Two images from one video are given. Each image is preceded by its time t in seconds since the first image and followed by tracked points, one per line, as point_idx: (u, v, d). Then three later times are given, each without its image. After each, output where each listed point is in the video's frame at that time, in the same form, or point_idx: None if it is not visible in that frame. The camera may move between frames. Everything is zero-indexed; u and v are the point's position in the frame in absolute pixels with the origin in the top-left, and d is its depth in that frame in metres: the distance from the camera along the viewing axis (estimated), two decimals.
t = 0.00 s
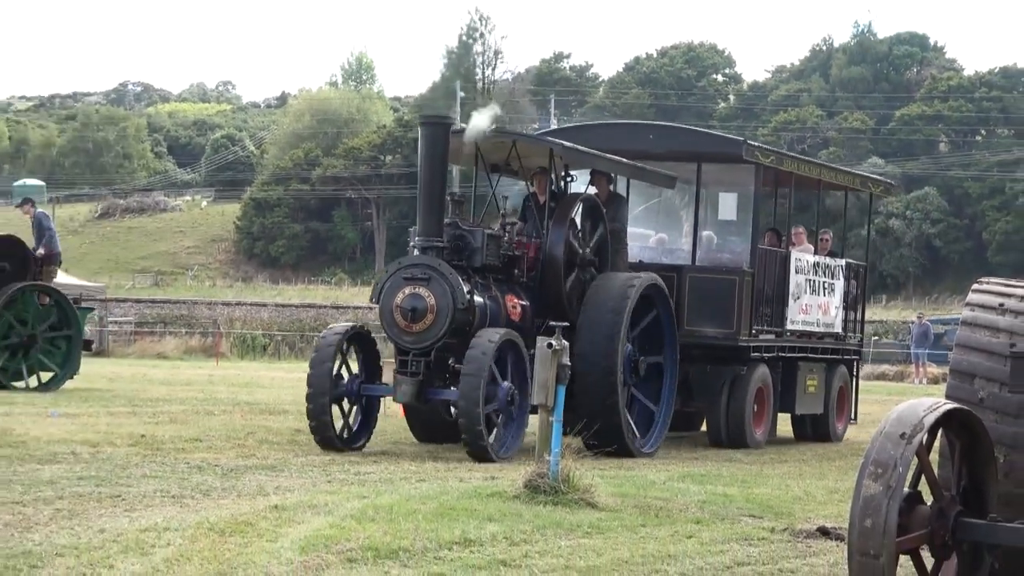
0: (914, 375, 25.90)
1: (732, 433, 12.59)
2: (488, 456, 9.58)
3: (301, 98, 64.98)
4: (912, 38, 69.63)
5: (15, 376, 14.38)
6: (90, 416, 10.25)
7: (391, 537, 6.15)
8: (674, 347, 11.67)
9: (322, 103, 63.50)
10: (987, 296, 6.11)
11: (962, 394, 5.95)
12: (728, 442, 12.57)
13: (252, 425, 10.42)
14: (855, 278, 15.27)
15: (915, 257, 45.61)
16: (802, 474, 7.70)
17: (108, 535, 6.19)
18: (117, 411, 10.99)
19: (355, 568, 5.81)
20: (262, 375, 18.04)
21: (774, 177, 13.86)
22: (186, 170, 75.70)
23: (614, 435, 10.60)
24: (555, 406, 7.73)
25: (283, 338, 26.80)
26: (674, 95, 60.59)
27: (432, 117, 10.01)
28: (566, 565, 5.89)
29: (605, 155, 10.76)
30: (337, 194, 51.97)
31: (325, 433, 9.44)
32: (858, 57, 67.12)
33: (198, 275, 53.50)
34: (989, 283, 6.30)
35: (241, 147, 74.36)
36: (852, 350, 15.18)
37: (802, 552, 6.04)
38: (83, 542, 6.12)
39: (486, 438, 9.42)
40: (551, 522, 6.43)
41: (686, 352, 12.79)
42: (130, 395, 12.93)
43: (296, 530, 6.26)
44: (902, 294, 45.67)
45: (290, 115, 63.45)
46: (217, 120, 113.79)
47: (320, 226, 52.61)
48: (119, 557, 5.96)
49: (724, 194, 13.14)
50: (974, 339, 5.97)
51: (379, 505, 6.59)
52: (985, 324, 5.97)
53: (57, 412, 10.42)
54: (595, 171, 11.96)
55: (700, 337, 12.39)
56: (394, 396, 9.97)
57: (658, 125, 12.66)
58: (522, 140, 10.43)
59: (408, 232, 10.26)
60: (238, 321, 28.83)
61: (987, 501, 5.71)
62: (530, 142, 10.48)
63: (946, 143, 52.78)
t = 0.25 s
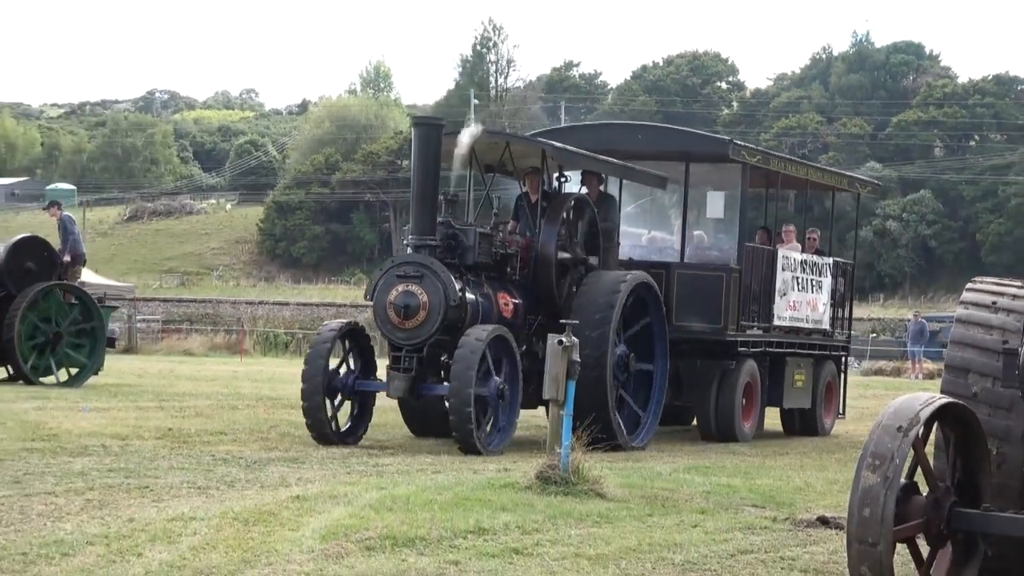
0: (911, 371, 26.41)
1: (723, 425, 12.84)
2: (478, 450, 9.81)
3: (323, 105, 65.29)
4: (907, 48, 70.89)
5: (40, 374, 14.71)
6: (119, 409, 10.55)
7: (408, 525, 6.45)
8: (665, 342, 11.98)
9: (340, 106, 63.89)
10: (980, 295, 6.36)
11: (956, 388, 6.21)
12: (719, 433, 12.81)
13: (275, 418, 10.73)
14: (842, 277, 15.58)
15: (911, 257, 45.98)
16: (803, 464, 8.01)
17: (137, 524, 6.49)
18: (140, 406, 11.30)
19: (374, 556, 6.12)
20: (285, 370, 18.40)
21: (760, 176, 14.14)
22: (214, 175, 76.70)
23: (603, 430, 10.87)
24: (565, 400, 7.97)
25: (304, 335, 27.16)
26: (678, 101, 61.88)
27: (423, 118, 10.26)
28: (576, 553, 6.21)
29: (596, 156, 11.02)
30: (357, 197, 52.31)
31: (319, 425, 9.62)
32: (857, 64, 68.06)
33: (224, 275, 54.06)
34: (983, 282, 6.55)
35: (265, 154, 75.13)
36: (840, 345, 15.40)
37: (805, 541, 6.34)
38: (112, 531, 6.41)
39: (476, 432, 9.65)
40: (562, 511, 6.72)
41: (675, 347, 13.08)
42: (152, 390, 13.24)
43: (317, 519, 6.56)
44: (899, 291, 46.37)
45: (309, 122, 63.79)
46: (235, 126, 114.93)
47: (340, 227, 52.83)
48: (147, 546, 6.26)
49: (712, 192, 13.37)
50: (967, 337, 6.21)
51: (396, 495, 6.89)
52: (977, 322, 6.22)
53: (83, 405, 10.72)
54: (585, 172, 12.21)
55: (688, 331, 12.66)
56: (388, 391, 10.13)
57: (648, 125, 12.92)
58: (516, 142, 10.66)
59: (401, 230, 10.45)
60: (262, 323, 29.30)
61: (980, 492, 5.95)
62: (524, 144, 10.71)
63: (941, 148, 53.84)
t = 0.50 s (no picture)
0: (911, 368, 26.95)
1: (710, 419, 13.12)
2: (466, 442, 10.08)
3: (346, 112, 65.86)
4: (904, 58, 71.96)
5: (72, 370, 15.41)
6: (148, 404, 10.92)
7: (426, 513, 6.82)
8: (654, 340, 12.23)
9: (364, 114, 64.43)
10: (972, 295, 6.66)
11: (950, 383, 6.49)
12: (707, 428, 13.09)
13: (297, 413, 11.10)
14: (828, 276, 16.01)
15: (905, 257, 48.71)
16: (802, 457, 8.39)
17: (168, 512, 6.86)
18: (164, 402, 11.67)
19: (394, 543, 6.48)
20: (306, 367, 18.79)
21: (748, 178, 14.44)
22: (239, 181, 77.72)
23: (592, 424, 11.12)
24: (575, 395, 8.28)
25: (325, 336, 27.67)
26: (684, 110, 64.16)
27: (416, 118, 10.52)
28: (587, 540, 6.59)
29: (586, 158, 11.30)
30: (377, 201, 52.78)
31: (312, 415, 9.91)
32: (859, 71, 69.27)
33: (253, 275, 54.75)
34: (974, 283, 6.85)
35: (291, 160, 76.02)
36: (826, 343, 15.76)
37: (804, 529, 6.72)
38: (143, 519, 6.78)
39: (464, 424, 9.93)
40: (573, 500, 7.09)
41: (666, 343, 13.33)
42: (176, 385, 13.64)
43: (340, 508, 6.92)
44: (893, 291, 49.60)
45: (334, 128, 64.33)
46: (257, 131, 116.26)
47: (361, 230, 53.28)
48: (178, 533, 6.62)
49: (700, 193, 13.62)
50: (961, 334, 6.52)
51: (415, 485, 7.26)
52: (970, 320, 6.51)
53: (110, 400, 11.10)
54: (576, 173, 12.53)
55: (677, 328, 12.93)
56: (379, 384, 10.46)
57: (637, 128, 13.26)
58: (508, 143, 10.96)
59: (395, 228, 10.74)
60: (287, 319, 29.85)
61: (972, 482, 6.24)
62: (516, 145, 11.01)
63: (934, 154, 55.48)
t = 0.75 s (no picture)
0: (912, 364, 27.26)
1: (702, 414, 13.35)
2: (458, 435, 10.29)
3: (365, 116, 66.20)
4: (903, 64, 72.47)
5: (100, 365, 16.16)
6: (174, 398, 11.22)
7: (442, 504, 7.09)
8: (645, 336, 12.46)
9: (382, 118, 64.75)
10: (968, 294, 6.94)
11: (948, 379, 6.77)
12: (699, 423, 13.33)
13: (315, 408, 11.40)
14: (818, 274, 16.28)
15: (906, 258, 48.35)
16: (805, 450, 8.68)
17: (194, 503, 7.14)
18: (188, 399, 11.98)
19: (411, 532, 6.75)
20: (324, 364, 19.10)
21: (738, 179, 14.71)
22: (262, 183, 78.21)
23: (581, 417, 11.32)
24: (586, 389, 8.52)
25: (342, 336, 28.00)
26: (691, 113, 63.54)
27: (408, 117, 10.82)
28: (597, 530, 6.87)
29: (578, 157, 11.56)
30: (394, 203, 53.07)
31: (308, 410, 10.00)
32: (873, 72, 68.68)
33: (275, 274, 55.11)
34: (971, 282, 7.13)
35: (312, 162, 76.26)
36: (816, 339, 16.05)
37: (806, 520, 7.01)
38: (170, 509, 7.05)
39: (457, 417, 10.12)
40: (584, 492, 7.37)
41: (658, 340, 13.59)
42: (197, 381, 13.94)
43: (359, 499, 7.20)
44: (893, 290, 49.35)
45: (354, 131, 64.65)
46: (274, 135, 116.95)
47: (379, 231, 53.56)
48: (202, 523, 6.88)
49: (691, 192, 13.88)
50: (958, 332, 6.80)
51: (431, 477, 7.54)
52: (967, 319, 6.80)
53: (135, 394, 11.40)
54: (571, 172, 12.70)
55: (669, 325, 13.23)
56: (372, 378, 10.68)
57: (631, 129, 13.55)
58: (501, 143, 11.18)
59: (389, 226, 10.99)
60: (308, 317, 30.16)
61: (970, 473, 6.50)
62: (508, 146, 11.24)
63: (933, 158, 55.30)
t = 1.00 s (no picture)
0: (912, 357, 27.67)
1: (694, 409, 13.60)
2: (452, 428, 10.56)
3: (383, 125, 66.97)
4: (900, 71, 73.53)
5: (133, 360, 16.91)
6: (206, 392, 11.59)
7: (462, 492, 7.44)
8: (638, 331, 12.74)
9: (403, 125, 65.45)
10: (966, 291, 7.25)
11: (945, 372, 7.09)
12: (691, 417, 13.58)
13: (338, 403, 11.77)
14: (809, 272, 16.67)
15: (904, 257, 49.01)
16: (809, 440, 9.02)
17: (226, 492, 7.49)
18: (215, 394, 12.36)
19: (432, 520, 7.10)
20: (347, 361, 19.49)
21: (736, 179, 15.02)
22: (290, 187, 78.81)
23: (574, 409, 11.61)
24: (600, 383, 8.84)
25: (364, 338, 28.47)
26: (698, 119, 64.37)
27: (404, 119, 11.20)
28: (610, 518, 7.21)
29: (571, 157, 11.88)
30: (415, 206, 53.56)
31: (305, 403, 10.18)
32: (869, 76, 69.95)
33: (302, 273, 55.60)
34: (969, 279, 7.45)
35: (338, 166, 76.78)
36: (809, 336, 16.43)
37: (811, 508, 7.36)
38: (203, 498, 7.40)
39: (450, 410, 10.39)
40: (598, 482, 7.71)
41: (654, 335, 13.93)
42: (224, 377, 14.32)
43: (382, 488, 7.55)
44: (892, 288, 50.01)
45: (378, 138, 65.30)
46: (296, 140, 117.84)
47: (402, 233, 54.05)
48: (233, 510, 7.23)
49: (687, 193, 14.16)
50: (957, 328, 7.11)
51: (452, 467, 7.89)
52: (964, 315, 7.11)
53: (165, 388, 11.77)
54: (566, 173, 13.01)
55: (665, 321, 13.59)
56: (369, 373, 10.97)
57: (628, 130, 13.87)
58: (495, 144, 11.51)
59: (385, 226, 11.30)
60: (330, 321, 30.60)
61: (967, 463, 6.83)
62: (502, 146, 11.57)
63: (930, 162, 56.58)
